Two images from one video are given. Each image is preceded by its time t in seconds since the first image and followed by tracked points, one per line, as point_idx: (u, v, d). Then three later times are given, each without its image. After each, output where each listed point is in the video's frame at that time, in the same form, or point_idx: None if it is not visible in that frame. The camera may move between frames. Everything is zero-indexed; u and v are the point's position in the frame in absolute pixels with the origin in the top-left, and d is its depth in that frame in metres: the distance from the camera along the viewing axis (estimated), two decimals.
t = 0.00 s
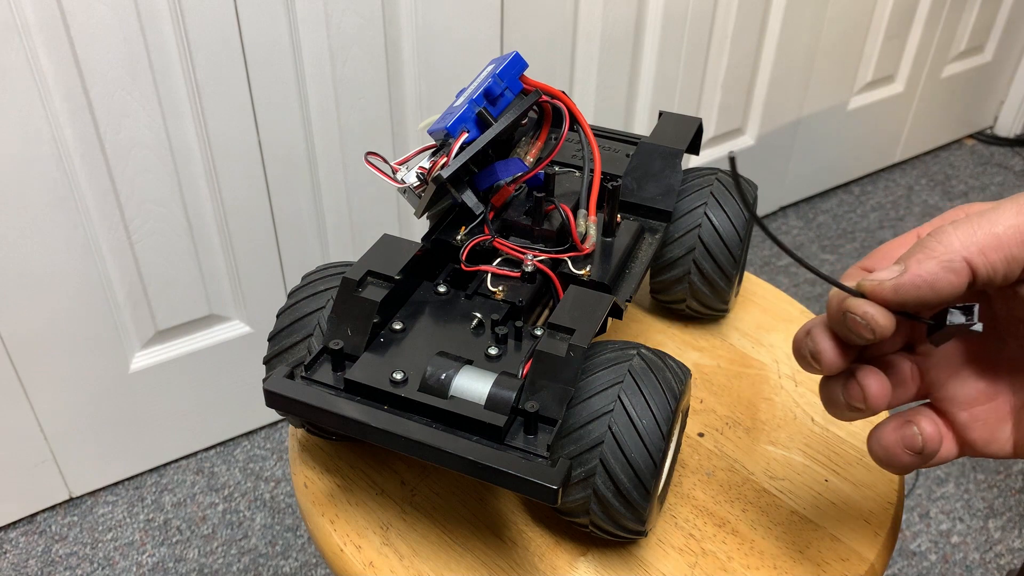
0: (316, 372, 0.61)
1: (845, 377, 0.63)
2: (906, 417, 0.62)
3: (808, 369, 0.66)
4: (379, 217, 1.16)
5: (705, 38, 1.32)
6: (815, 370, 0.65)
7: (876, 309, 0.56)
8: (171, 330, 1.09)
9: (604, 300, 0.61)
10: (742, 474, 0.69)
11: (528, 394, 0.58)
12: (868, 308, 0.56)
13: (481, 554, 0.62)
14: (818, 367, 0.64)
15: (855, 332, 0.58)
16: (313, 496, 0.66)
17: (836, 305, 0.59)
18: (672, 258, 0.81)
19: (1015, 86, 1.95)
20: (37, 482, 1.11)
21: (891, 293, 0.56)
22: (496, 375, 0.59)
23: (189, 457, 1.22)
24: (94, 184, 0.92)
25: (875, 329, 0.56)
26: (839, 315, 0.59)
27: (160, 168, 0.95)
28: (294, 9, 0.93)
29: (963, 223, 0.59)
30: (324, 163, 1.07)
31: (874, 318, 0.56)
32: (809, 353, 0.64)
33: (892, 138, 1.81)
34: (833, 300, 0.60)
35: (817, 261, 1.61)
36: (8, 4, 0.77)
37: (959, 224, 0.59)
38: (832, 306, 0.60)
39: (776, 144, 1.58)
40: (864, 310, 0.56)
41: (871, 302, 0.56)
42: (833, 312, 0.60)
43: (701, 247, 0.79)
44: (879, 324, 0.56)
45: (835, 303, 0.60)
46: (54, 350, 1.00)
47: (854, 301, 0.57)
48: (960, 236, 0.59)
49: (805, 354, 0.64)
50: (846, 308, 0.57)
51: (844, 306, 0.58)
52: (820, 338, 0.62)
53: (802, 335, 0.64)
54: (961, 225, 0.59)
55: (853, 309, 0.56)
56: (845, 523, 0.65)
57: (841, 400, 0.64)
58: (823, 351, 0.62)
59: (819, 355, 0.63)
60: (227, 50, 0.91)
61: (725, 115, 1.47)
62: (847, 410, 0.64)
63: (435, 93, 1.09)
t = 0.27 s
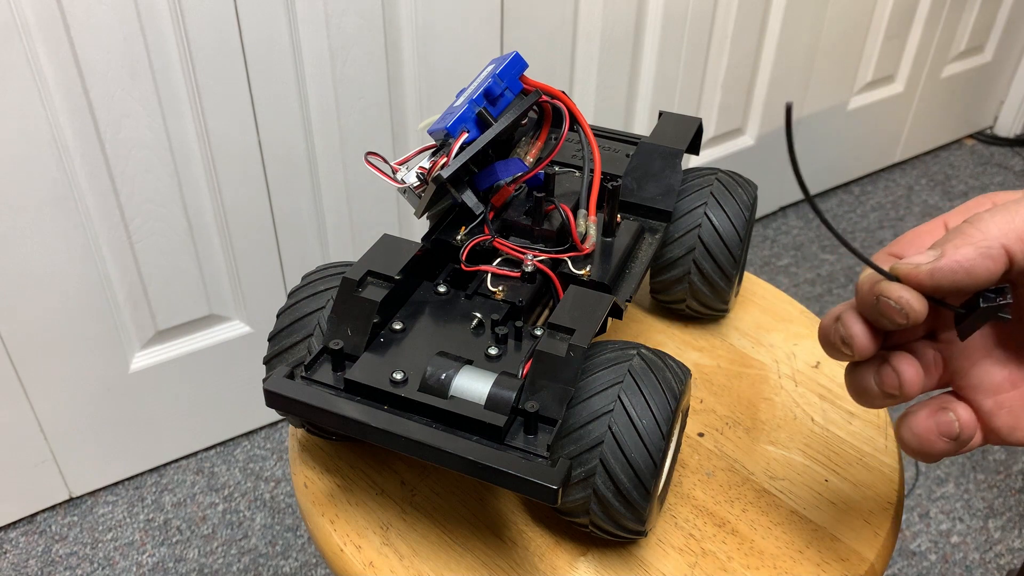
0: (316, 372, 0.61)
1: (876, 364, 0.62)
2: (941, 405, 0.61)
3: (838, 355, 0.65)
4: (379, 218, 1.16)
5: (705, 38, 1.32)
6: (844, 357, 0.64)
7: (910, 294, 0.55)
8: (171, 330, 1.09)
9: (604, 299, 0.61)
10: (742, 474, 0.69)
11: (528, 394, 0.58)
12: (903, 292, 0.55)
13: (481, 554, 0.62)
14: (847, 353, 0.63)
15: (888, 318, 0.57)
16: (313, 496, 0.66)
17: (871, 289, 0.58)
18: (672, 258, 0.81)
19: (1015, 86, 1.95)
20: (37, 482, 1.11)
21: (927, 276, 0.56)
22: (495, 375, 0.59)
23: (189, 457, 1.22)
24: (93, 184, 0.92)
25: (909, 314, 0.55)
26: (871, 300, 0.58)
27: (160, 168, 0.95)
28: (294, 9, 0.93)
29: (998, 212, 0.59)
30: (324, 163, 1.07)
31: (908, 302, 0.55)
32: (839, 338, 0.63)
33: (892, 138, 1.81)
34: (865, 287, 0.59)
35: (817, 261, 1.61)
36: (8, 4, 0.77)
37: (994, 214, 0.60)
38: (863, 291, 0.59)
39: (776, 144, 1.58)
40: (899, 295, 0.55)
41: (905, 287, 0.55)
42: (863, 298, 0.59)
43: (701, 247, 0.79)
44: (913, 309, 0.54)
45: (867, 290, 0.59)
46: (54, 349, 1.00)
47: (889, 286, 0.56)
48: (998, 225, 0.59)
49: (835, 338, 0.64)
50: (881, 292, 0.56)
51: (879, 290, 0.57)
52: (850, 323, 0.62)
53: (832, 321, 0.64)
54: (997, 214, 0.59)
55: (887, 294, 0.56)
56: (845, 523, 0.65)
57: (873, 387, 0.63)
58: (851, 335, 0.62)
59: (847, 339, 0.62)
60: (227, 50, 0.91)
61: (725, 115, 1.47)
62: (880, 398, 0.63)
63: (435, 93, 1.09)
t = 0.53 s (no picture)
0: (316, 372, 0.61)
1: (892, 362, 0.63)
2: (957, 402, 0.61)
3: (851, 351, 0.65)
4: (379, 218, 1.16)
5: (705, 39, 1.32)
6: (856, 353, 0.65)
7: (921, 292, 0.54)
8: (171, 330, 1.09)
9: (604, 300, 0.61)
10: (742, 475, 0.69)
11: (528, 394, 0.58)
12: (915, 289, 0.54)
13: (481, 554, 0.62)
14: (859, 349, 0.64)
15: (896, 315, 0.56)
16: (313, 496, 0.66)
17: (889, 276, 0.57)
18: (672, 257, 0.81)
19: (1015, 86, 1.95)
20: (37, 482, 1.11)
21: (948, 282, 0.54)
22: (496, 375, 0.59)
23: (189, 457, 1.22)
24: (93, 184, 0.92)
25: (916, 315, 0.54)
26: (884, 292, 0.58)
27: (160, 168, 0.95)
28: (294, 9, 0.93)
29: None
30: (324, 163, 1.07)
31: (918, 301, 0.54)
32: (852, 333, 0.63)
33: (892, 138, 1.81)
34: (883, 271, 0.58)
35: (817, 261, 1.61)
36: (8, 4, 0.77)
37: None
38: (877, 281, 0.58)
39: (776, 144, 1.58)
40: (910, 292, 0.55)
41: (918, 284, 0.55)
42: (876, 288, 0.59)
43: (701, 247, 0.79)
44: (922, 309, 0.54)
45: (881, 279, 0.58)
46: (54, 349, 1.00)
47: (904, 280, 0.55)
48: None
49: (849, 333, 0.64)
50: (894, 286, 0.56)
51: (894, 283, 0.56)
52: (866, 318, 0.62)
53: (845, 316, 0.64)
54: None
55: (900, 289, 0.55)
56: (845, 523, 0.65)
57: (885, 384, 0.63)
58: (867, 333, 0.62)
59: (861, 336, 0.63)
60: (227, 50, 0.91)
61: (725, 114, 1.47)
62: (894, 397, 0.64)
63: (435, 93, 1.09)
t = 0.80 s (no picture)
0: (316, 372, 0.61)
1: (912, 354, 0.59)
2: (959, 394, 0.61)
3: (873, 343, 0.61)
4: (379, 218, 1.16)
5: (705, 39, 1.32)
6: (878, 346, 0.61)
7: (927, 265, 0.51)
8: (171, 330, 1.09)
9: (605, 299, 0.61)
10: (742, 475, 0.69)
11: (528, 394, 0.58)
12: (921, 263, 0.51)
13: (481, 554, 0.62)
14: (885, 339, 0.59)
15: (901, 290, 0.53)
16: (313, 496, 0.66)
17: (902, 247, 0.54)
18: (672, 257, 0.81)
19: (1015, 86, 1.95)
20: (37, 482, 1.11)
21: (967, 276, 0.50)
22: (495, 375, 0.59)
23: (189, 457, 1.22)
24: (94, 184, 0.92)
25: (915, 287, 0.52)
26: (893, 264, 0.55)
27: (160, 168, 0.95)
28: (294, 9, 0.93)
29: None
30: (324, 163, 1.07)
31: (921, 275, 0.51)
32: (873, 323, 0.59)
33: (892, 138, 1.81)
34: (896, 242, 0.55)
35: (817, 261, 1.61)
36: (8, 4, 0.77)
37: None
38: (891, 257, 0.55)
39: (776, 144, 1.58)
40: (918, 266, 0.51)
41: (926, 256, 0.52)
42: (887, 263, 0.56)
43: (701, 247, 0.79)
44: (921, 284, 0.51)
45: (895, 250, 0.55)
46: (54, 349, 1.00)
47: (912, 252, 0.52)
48: None
49: (865, 325, 0.60)
50: (904, 258, 0.53)
51: (904, 255, 0.53)
52: (894, 303, 0.57)
53: (866, 309, 0.59)
54: None
55: (907, 261, 0.52)
56: (845, 523, 0.65)
57: (909, 380, 0.60)
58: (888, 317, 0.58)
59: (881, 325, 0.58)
60: (227, 50, 0.91)
61: (725, 114, 1.46)
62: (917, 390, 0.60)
63: (435, 93, 1.09)
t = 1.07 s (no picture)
0: (316, 372, 0.61)
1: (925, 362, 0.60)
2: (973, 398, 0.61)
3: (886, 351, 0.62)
4: (379, 218, 1.16)
5: (705, 39, 1.32)
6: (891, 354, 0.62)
7: (916, 270, 0.53)
8: (171, 330, 1.09)
9: (604, 300, 0.61)
10: (742, 475, 0.69)
11: (528, 394, 0.58)
12: (909, 268, 0.54)
13: (481, 554, 0.62)
14: (897, 348, 0.60)
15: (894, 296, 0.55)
16: (313, 496, 0.66)
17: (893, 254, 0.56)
18: (672, 258, 0.81)
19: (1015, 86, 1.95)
20: (37, 482, 1.11)
21: (961, 276, 0.52)
22: (496, 375, 0.59)
23: (189, 457, 1.22)
24: (94, 184, 0.92)
25: (906, 292, 0.54)
26: (885, 271, 0.57)
27: (160, 168, 0.95)
28: (294, 9, 0.93)
29: None
30: (324, 163, 1.07)
31: (910, 280, 0.53)
32: (886, 326, 0.61)
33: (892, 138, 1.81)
34: (888, 249, 0.57)
35: (817, 261, 1.61)
36: (8, 4, 0.77)
37: None
38: (885, 265, 0.57)
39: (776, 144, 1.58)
40: (909, 271, 0.54)
41: (914, 262, 0.54)
42: (881, 272, 0.57)
43: (701, 247, 0.79)
44: (910, 289, 0.53)
45: (885, 257, 0.57)
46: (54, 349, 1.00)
47: (900, 258, 0.54)
48: None
49: (880, 329, 0.61)
50: (894, 264, 0.55)
51: (894, 261, 0.55)
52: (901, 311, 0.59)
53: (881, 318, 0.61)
54: None
55: (898, 268, 0.54)
56: (845, 523, 0.65)
57: (928, 387, 0.60)
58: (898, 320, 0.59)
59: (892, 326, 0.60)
60: (227, 50, 0.91)
61: (725, 114, 1.47)
62: (935, 397, 0.60)
63: (435, 93, 1.09)
